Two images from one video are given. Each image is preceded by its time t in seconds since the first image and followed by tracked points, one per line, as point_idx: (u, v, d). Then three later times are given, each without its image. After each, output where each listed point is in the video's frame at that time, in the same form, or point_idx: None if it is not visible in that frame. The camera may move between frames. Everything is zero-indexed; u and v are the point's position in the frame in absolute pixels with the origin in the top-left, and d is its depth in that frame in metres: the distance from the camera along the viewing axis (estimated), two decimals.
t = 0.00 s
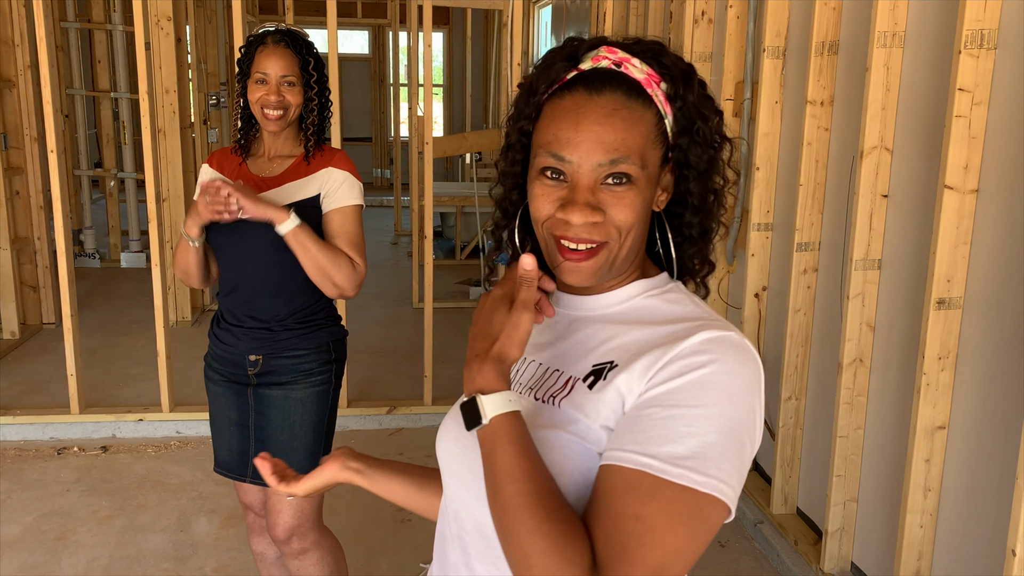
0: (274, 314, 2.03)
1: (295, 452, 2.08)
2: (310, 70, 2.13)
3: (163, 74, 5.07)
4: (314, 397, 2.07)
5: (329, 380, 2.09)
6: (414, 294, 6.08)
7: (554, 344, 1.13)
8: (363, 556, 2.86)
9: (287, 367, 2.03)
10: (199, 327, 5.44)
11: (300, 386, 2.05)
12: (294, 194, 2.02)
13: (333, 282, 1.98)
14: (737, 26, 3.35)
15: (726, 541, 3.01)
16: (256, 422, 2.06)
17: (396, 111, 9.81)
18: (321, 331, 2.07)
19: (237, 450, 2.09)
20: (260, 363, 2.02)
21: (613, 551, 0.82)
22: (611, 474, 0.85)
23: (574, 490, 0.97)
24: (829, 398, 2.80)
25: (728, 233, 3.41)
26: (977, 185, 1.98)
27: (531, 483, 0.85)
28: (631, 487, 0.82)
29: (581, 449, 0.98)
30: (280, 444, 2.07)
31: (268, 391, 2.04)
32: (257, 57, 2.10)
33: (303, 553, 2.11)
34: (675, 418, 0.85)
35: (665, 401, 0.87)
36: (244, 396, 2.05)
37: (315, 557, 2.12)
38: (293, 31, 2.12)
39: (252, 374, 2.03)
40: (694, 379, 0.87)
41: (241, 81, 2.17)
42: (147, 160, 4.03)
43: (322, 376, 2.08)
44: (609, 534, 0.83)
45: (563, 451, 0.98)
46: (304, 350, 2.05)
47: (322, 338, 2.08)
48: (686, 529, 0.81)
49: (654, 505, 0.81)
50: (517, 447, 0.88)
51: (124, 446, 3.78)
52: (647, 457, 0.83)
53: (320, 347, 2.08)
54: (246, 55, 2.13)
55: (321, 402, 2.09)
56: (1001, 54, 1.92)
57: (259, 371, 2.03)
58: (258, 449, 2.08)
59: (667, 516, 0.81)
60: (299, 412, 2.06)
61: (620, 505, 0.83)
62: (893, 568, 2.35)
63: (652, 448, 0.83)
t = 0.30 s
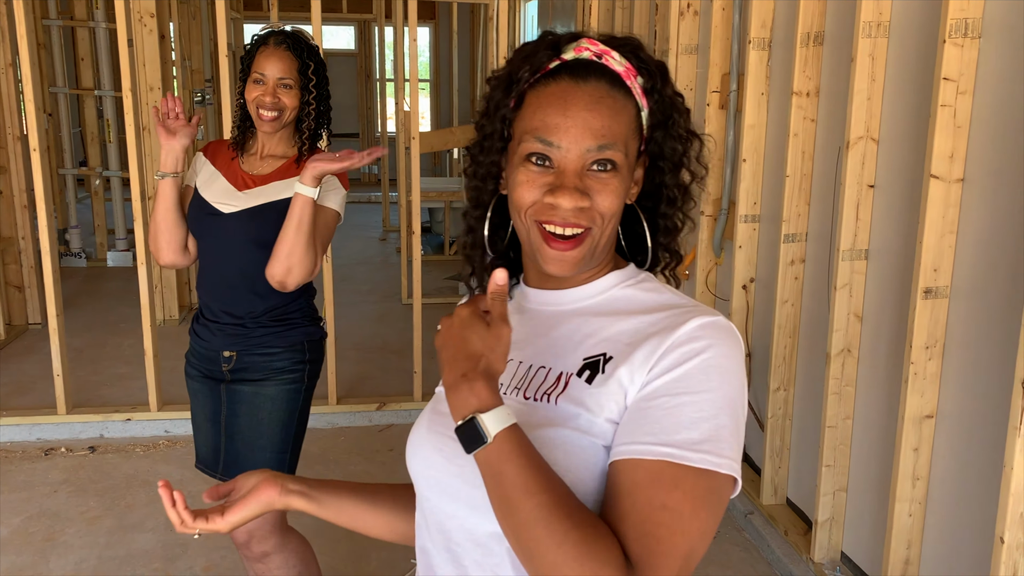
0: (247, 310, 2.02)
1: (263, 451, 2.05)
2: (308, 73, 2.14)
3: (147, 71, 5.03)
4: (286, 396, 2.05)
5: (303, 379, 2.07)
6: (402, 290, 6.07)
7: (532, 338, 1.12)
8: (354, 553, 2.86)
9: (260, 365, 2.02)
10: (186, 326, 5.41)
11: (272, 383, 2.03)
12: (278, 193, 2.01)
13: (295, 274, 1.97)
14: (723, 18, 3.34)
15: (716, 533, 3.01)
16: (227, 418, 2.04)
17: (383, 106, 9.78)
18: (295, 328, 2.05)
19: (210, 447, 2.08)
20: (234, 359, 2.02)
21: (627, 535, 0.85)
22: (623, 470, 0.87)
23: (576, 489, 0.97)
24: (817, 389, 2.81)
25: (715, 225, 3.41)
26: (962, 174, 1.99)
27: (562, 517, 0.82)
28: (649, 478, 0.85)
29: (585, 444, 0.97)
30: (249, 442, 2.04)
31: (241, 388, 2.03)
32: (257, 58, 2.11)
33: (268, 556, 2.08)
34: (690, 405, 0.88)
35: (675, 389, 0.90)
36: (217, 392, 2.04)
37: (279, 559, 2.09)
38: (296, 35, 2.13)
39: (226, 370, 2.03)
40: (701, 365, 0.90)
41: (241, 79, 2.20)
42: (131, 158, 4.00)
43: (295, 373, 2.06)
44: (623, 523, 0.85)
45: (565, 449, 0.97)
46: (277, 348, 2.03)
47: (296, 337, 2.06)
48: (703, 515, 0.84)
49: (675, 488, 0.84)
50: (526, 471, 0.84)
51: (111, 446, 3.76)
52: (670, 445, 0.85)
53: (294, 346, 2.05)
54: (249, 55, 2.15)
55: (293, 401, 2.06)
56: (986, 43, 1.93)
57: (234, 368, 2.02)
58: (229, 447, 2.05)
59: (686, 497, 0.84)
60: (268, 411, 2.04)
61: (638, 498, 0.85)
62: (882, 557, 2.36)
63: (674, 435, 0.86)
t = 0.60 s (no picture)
0: (230, 304, 2.01)
1: (244, 445, 2.02)
2: (306, 73, 2.14)
3: (127, 66, 4.98)
4: (268, 389, 2.03)
5: (285, 373, 2.07)
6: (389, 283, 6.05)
7: (505, 325, 1.12)
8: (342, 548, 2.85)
9: (243, 358, 2.01)
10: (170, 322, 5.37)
11: (254, 376, 2.02)
12: (268, 191, 2.00)
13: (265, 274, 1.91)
14: (706, 7, 3.34)
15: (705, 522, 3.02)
16: (209, 410, 2.01)
17: (366, 99, 9.73)
18: (277, 322, 2.06)
19: (193, 441, 2.05)
20: (217, 353, 2.00)
21: (637, 529, 0.88)
22: (627, 462, 0.90)
23: (575, 487, 0.99)
24: (803, 378, 2.82)
25: (701, 215, 3.41)
26: (945, 161, 2.00)
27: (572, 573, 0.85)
28: (656, 469, 0.87)
29: (581, 437, 0.98)
30: (230, 436, 2.01)
31: (223, 381, 2.01)
32: (256, 51, 2.09)
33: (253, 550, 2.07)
34: (682, 392, 0.89)
35: (665, 377, 0.91)
36: (199, 387, 2.02)
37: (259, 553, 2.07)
38: (297, 33, 2.12)
39: (209, 363, 2.01)
40: (688, 347, 0.92)
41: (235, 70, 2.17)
42: (112, 153, 3.96)
43: (277, 367, 2.05)
44: (634, 515, 0.88)
45: (563, 445, 0.99)
46: (260, 341, 2.03)
47: (278, 331, 2.06)
48: (711, 502, 0.87)
49: (683, 477, 0.87)
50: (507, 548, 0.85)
51: (96, 444, 3.73)
52: (670, 435, 0.87)
53: (275, 339, 2.05)
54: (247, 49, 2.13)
55: (275, 395, 2.05)
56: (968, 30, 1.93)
57: (217, 361, 2.01)
58: (210, 441, 2.02)
59: (696, 486, 0.87)
60: (249, 403, 2.01)
61: (646, 491, 0.88)
62: (869, 545, 2.37)
63: (671, 425, 0.88)
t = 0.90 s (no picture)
0: (219, 307, 2.01)
1: (244, 443, 2.04)
2: (298, 76, 2.16)
3: (117, 59, 4.95)
4: (264, 387, 2.06)
5: (279, 370, 2.08)
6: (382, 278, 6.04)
7: (474, 313, 1.18)
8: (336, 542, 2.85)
9: (236, 360, 2.02)
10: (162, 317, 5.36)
11: (249, 375, 2.04)
12: (249, 193, 1.98)
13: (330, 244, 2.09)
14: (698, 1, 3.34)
15: (698, 514, 3.04)
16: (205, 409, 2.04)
17: (359, 93, 9.67)
18: (268, 322, 2.05)
19: (190, 438, 2.07)
20: (210, 354, 2.01)
21: (640, 502, 1.04)
22: (631, 447, 1.04)
23: (556, 465, 1.08)
24: (794, 371, 2.83)
25: (693, 208, 3.42)
26: (937, 154, 2.00)
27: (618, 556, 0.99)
28: (655, 450, 1.04)
29: (561, 419, 1.07)
30: (229, 434, 2.04)
31: (219, 381, 2.03)
32: (250, 45, 2.10)
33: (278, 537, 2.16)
34: (665, 379, 1.03)
35: (645, 365, 1.04)
36: (194, 386, 2.04)
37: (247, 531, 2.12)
38: (293, 34, 2.14)
39: (203, 364, 2.02)
40: (662, 336, 1.05)
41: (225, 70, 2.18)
42: (103, 146, 3.94)
43: (272, 365, 2.06)
44: (639, 491, 1.04)
45: (542, 427, 1.07)
46: (253, 342, 2.03)
47: (271, 330, 2.06)
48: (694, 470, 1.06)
49: (677, 452, 1.04)
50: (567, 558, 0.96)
51: (88, 439, 3.72)
52: (668, 419, 1.02)
53: (268, 339, 2.05)
54: (240, 40, 2.13)
55: (271, 391, 2.07)
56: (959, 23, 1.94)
57: (211, 362, 2.02)
58: (209, 438, 2.05)
59: (685, 457, 1.05)
60: (247, 401, 2.04)
61: (651, 469, 1.04)
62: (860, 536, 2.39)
63: (664, 410, 1.03)
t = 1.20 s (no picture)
0: (239, 347, 2.03)
1: (271, 461, 2.12)
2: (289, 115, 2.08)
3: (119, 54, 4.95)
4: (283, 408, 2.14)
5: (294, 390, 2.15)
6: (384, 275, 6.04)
7: (471, 293, 1.21)
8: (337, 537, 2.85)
9: (252, 392, 2.08)
10: (163, 312, 5.36)
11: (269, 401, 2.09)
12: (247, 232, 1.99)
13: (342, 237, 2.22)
14: None
15: (698, 511, 3.04)
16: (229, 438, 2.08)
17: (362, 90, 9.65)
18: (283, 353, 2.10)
19: (204, 469, 2.09)
20: (227, 389, 2.05)
21: (618, 456, 1.14)
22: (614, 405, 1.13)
23: (555, 427, 1.15)
24: (795, 368, 2.83)
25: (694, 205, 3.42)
26: (938, 152, 2.00)
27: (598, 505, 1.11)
28: (634, 408, 1.13)
29: (557, 384, 1.14)
30: (253, 456, 2.11)
31: (238, 412, 2.08)
32: (247, 95, 2.02)
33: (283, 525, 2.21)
34: (648, 342, 1.12)
35: (630, 332, 1.12)
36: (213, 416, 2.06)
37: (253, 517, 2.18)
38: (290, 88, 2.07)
39: (220, 399, 2.05)
40: (644, 309, 1.13)
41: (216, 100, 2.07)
42: (105, 141, 3.94)
43: (289, 388, 2.14)
44: (619, 445, 1.14)
45: (543, 393, 1.14)
46: (271, 373, 2.08)
47: (284, 358, 2.11)
48: (670, 425, 1.15)
49: (654, 411, 1.13)
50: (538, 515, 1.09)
51: (89, 433, 3.73)
52: (645, 379, 1.11)
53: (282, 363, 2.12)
54: (234, 85, 2.04)
55: (290, 412, 2.14)
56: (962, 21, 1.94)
57: (227, 395, 2.06)
58: (232, 459, 2.10)
59: (661, 416, 1.14)
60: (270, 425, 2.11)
61: (630, 425, 1.14)
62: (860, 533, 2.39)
63: (646, 375, 1.12)
